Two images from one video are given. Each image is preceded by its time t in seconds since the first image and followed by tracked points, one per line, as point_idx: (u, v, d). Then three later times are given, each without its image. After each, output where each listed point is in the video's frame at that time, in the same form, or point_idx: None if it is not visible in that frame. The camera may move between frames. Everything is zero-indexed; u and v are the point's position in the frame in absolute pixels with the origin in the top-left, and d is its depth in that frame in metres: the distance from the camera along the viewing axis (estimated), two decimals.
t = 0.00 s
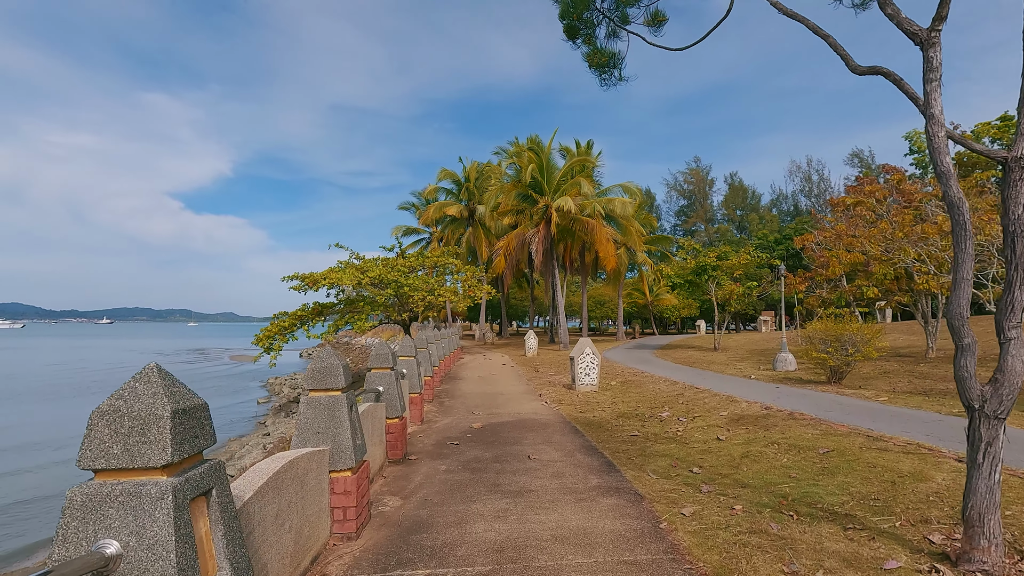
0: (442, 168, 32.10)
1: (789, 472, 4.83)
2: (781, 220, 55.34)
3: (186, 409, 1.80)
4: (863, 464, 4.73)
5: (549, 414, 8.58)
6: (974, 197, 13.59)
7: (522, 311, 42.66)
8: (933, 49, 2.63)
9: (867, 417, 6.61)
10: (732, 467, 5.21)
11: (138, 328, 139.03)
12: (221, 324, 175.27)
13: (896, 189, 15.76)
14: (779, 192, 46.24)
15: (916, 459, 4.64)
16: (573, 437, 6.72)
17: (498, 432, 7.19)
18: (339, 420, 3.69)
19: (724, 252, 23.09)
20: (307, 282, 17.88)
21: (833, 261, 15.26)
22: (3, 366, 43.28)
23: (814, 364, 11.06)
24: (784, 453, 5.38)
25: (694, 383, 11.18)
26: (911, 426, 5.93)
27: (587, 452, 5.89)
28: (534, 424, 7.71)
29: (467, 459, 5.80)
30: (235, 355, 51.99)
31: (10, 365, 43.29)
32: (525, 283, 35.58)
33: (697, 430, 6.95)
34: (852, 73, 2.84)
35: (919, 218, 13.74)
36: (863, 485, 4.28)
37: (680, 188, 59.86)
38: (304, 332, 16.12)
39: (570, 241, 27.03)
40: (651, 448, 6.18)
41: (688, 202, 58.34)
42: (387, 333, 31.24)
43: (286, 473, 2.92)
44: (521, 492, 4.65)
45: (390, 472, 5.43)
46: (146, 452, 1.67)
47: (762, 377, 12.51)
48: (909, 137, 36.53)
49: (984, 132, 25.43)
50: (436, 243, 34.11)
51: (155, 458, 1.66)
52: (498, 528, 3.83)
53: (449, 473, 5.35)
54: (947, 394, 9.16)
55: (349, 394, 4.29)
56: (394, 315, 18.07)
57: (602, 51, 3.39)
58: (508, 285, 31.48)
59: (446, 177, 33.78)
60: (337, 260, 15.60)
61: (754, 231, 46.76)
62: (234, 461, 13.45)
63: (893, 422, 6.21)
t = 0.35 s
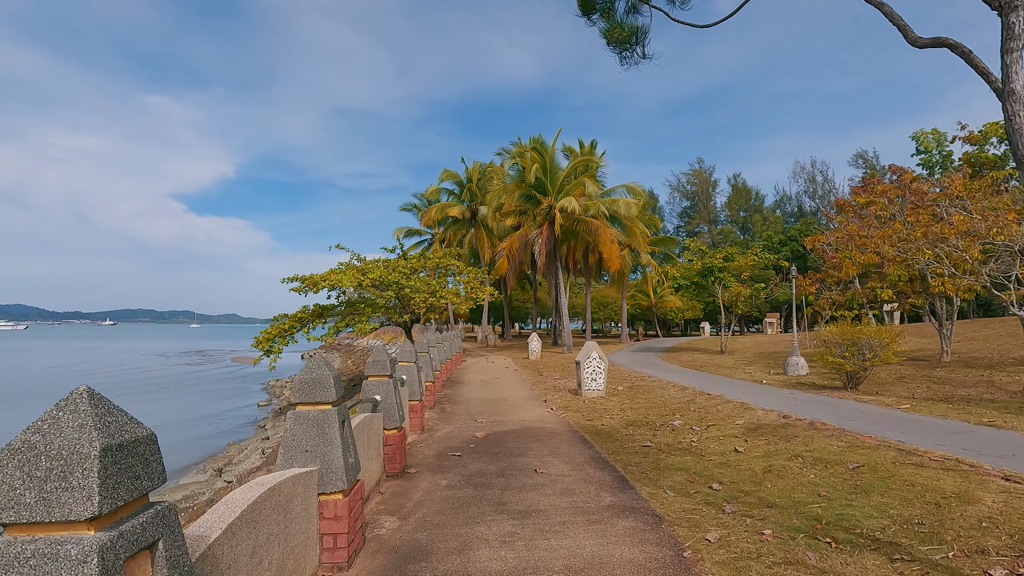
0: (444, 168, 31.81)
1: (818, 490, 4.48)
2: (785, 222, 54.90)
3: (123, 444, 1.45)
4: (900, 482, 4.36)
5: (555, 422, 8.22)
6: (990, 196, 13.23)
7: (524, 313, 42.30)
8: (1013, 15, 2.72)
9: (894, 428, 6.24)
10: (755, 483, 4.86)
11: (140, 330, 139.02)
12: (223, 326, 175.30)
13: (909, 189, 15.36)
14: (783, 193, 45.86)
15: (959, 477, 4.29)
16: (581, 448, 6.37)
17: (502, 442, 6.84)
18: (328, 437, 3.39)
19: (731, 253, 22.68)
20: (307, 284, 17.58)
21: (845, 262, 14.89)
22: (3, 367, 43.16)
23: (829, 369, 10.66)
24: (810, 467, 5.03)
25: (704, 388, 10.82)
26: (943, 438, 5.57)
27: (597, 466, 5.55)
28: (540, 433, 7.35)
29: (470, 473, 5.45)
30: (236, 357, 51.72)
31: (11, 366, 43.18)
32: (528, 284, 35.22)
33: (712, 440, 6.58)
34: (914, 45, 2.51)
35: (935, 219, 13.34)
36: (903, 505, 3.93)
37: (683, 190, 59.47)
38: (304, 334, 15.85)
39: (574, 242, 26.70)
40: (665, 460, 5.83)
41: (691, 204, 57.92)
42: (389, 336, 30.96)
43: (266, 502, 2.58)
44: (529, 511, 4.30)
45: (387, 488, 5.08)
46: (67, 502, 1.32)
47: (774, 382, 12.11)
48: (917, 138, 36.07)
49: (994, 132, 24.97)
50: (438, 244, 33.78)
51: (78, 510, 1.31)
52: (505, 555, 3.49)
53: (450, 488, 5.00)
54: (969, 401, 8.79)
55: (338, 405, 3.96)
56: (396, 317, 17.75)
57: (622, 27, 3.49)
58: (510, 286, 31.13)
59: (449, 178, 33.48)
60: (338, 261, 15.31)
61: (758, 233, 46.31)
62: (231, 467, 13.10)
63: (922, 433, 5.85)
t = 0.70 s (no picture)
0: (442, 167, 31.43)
1: (843, 503, 4.12)
2: (784, 224, 54.62)
3: None
4: (933, 495, 4.01)
5: (556, 426, 7.86)
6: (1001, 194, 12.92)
7: (523, 314, 41.94)
8: None
9: (917, 434, 5.89)
10: (773, 494, 4.50)
11: (138, 331, 138.55)
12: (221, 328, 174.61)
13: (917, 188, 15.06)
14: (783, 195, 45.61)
15: (999, 490, 3.94)
16: (584, 455, 5.99)
17: (500, 448, 6.47)
18: (305, 448, 3.04)
19: (733, 254, 22.39)
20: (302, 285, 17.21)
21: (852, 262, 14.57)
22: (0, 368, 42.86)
23: (839, 372, 10.31)
24: (832, 477, 4.68)
25: (710, 391, 10.46)
26: (971, 446, 5.21)
27: (602, 475, 5.18)
28: (540, 439, 6.98)
29: (466, 483, 5.08)
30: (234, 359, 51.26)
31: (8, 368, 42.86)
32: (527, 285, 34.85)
33: (723, 447, 6.21)
34: None
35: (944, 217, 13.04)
36: (941, 521, 3.57)
37: (683, 191, 59.21)
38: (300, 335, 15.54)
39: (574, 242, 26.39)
40: (675, 469, 5.46)
41: (690, 205, 57.65)
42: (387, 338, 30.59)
43: (224, 527, 2.21)
44: (529, 527, 3.94)
45: (376, 499, 4.71)
46: None
47: (781, 385, 11.76)
48: (918, 138, 35.76)
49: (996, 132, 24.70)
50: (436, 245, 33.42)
51: None
52: None
53: (444, 500, 4.62)
54: (987, 405, 8.44)
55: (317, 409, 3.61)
56: (393, 318, 17.40)
57: None
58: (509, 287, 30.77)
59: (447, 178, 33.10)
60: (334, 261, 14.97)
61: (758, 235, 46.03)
62: (222, 472, 12.71)
63: (948, 439, 5.50)
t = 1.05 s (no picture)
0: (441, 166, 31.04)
1: (879, 525, 3.77)
2: (784, 224, 54.32)
3: None
4: (979, 516, 3.65)
5: (559, 433, 7.49)
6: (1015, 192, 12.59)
7: (523, 314, 41.57)
8: None
9: (944, 444, 5.53)
10: (800, 513, 4.15)
11: (137, 331, 138.09)
12: (220, 329, 174.06)
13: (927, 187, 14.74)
14: (783, 195, 45.30)
15: None
16: (591, 466, 5.62)
17: (501, 458, 6.10)
18: (282, 471, 2.69)
19: (737, 254, 22.06)
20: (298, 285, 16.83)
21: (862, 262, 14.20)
22: None
23: (852, 375, 9.96)
24: (863, 493, 4.32)
25: (718, 395, 10.10)
26: (1007, 459, 4.85)
27: (613, 491, 4.80)
28: (543, 447, 6.61)
29: (466, 499, 4.71)
30: (232, 360, 50.78)
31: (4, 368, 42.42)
32: (527, 286, 34.49)
33: (738, 457, 5.84)
34: None
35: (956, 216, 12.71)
36: (995, 550, 3.21)
37: (683, 192, 58.91)
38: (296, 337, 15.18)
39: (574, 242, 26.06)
40: (689, 483, 5.10)
41: (690, 206, 57.35)
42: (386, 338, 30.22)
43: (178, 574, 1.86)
44: (533, 553, 3.56)
45: (368, 518, 4.33)
46: None
47: (790, 389, 11.40)
48: (921, 138, 35.46)
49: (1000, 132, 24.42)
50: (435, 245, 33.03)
51: None
52: None
53: (440, 520, 4.24)
54: (1008, 411, 8.07)
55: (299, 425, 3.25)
56: (391, 319, 17.02)
57: None
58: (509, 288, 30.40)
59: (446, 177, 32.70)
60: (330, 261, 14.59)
61: (759, 235, 45.70)
62: (215, 477, 12.31)
63: (981, 451, 5.14)
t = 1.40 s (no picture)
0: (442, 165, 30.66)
1: (932, 546, 3.39)
2: (786, 224, 53.94)
3: None
4: None
5: (567, 439, 7.10)
6: None
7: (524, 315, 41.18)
8: None
9: (983, 452, 5.16)
10: (839, 530, 3.78)
11: (136, 332, 137.63)
12: (219, 329, 173.52)
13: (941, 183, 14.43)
14: (785, 194, 44.96)
15: None
16: (604, 476, 5.24)
17: (507, 466, 5.73)
18: (260, 493, 2.49)
19: (743, 252, 21.65)
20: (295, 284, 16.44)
21: (873, 260, 13.87)
22: None
23: (870, 377, 9.58)
24: (907, 509, 3.95)
25: (730, 397, 9.73)
26: None
27: (630, 505, 4.43)
28: (551, 454, 6.22)
29: (471, 513, 4.34)
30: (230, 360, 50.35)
31: None
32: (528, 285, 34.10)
33: (761, 466, 5.46)
34: None
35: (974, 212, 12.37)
36: None
37: (684, 192, 58.57)
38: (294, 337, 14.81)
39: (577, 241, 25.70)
40: (712, 495, 4.72)
41: (692, 206, 56.94)
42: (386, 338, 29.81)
43: None
44: None
45: (364, 535, 3.96)
46: None
47: (803, 391, 11.00)
48: (926, 136, 35.11)
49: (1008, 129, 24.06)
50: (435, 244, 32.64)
51: None
52: None
53: (443, 538, 3.86)
54: None
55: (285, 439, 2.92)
56: (391, 319, 16.63)
57: None
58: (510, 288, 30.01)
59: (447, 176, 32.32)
60: (329, 259, 14.22)
61: (762, 235, 45.32)
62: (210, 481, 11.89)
63: None
